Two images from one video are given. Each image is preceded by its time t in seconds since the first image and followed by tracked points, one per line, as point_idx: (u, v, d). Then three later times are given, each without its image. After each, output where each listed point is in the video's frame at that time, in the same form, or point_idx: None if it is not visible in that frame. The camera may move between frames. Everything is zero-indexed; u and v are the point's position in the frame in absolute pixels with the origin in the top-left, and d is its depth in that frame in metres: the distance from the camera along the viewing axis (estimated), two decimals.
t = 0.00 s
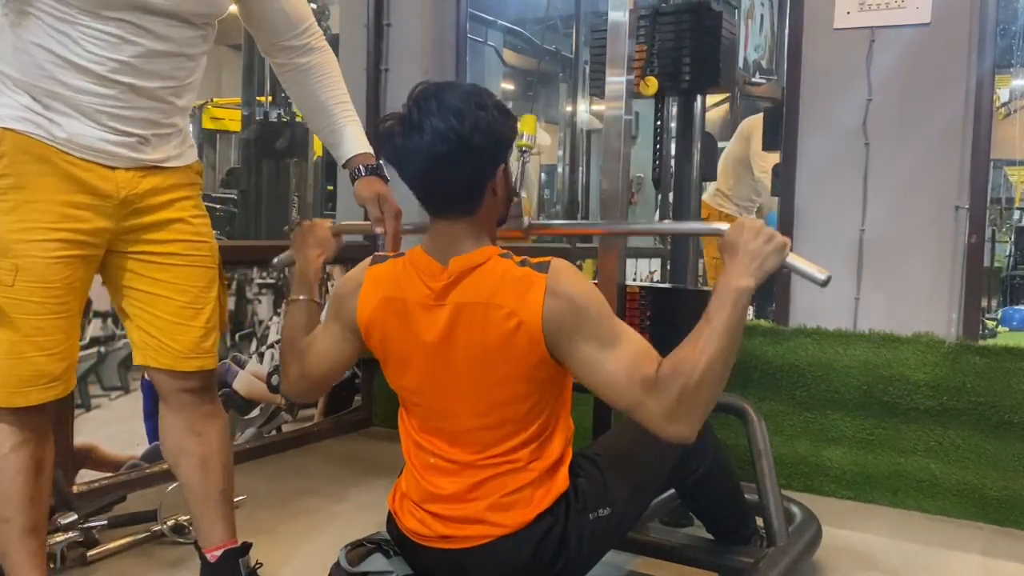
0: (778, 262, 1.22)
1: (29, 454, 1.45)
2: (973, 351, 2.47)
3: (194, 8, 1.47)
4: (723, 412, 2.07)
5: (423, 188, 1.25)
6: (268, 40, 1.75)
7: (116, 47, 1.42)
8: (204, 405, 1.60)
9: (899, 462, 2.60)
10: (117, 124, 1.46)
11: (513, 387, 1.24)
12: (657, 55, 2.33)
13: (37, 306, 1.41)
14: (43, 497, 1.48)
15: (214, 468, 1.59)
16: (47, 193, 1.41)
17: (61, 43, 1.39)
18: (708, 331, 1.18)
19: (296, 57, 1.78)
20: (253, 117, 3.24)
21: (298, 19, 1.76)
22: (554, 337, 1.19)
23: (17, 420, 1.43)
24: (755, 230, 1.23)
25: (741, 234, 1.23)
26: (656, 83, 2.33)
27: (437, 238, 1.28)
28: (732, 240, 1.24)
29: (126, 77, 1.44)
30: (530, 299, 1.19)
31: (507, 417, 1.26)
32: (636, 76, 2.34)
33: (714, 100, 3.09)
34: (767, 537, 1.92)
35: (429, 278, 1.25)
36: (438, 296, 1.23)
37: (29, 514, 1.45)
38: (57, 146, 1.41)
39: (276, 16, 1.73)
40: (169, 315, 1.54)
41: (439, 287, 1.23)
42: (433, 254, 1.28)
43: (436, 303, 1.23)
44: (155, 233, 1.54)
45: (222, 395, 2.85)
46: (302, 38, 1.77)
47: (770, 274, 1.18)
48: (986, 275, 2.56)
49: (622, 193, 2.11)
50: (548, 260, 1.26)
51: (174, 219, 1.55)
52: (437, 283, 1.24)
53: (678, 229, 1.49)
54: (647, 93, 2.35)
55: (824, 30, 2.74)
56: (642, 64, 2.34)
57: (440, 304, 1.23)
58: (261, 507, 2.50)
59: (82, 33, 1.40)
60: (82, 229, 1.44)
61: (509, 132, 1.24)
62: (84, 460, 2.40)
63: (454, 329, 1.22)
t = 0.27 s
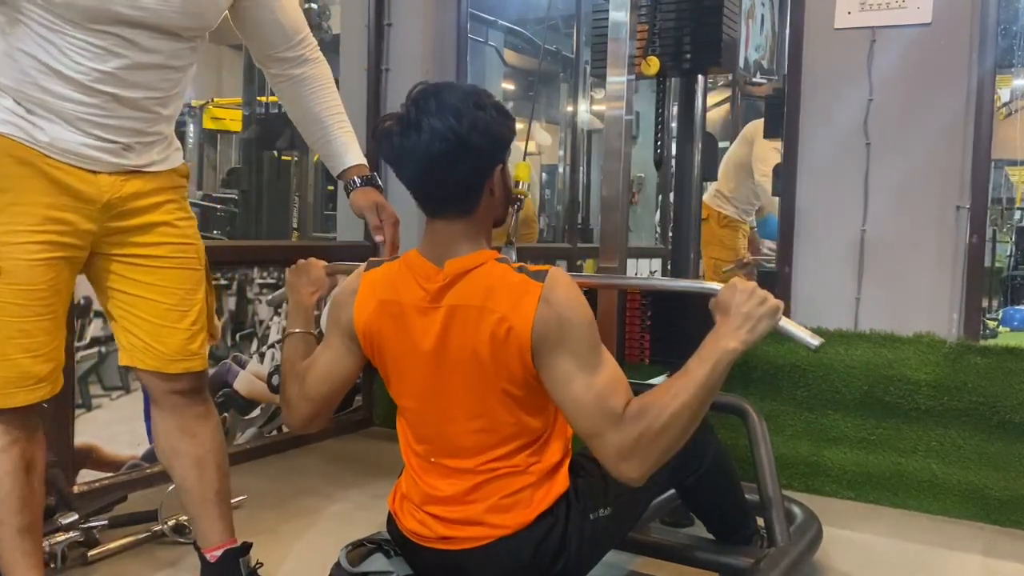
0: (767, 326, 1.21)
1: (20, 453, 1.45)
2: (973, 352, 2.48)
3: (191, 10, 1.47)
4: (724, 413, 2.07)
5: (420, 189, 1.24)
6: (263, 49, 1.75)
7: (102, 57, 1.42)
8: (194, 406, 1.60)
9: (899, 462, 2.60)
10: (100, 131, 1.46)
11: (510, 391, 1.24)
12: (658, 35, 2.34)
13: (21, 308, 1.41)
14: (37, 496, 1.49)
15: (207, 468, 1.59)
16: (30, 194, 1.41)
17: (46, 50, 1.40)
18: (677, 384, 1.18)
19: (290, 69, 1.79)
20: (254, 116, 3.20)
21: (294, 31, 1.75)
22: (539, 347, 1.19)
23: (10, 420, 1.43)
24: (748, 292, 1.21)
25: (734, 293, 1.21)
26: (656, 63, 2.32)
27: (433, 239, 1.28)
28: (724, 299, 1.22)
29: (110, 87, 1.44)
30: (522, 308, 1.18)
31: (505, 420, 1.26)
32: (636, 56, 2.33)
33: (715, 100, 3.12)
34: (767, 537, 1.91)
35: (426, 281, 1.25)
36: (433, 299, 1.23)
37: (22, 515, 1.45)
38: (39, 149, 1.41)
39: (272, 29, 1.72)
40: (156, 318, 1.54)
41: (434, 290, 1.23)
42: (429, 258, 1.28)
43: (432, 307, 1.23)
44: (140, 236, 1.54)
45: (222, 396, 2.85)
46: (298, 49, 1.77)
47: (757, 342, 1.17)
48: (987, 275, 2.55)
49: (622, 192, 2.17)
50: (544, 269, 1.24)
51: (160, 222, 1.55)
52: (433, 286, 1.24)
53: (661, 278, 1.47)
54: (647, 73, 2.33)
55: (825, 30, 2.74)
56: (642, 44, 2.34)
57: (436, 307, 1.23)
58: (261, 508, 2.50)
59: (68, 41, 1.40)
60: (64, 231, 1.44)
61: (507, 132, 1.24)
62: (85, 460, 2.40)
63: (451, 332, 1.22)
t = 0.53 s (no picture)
0: (768, 317, 1.20)
1: (18, 454, 1.46)
2: (974, 352, 2.48)
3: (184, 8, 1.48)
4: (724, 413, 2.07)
5: (416, 190, 1.24)
6: (256, 42, 1.75)
7: (96, 46, 1.42)
8: (193, 408, 1.60)
9: (899, 463, 2.60)
10: (95, 125, 1.45)
11: (508, 393, 1.23)
12: (658, 38, 2.36)
13: (16, 308, 1.41)
14: (35, 498, 1.49)
15: (207, 469, 1.59)
16: (25, 193, 1.40)
17: (39, 41, 1.40)
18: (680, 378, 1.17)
19: (282, 61, 1.79)
20: (255, 115, 3.23)
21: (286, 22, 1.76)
22: (536, 348, 1.18)
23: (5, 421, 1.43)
24: (746, 282, 1.21)
25: (732, 285, 1.21)
26: (657, 64, 2.35)
27: (429, 239, 1.28)
28: (723, 291, 1.22)
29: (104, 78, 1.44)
30: (519, 308, 1.18)
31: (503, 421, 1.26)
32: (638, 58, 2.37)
33: (716, 100, 3.13)
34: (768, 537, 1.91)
35: (423, 283, 1.25)
36: (430, 299, 1.24)
37: (21, 516, 1.46)
38: (34, 145, 1.40)
39: (265, 21, 1.72)
40: (153, 319, 1.54)
41: (432, 291, 1.23)
42: (426, 259, 1.28)
43: (430, 308, 1.24)
44: (136, 236, 1.54)
45: (222, 396, 2.85)
46: (290, 42, 1.78)
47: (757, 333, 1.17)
48: (987, 275, 2.55)
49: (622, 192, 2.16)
50: (541, 268, 1.25)
51: (156, 223, 1.55)
52: (431, 286, 1.24)
53: (652, 280, 1.42)
54: (648, 74, 2.37)
55: (825, 30, 2.74)
56: (643, 47, 2.38)
57: (433, 308, 1.23)
58: (262, 507, 2.50)
59: (62, 33, 1.40)
60: (59, 230, 1.44)
61: (504, 132, 1.24)
62: (85, 460, 2.40)
63: (448, 333, 1.22)
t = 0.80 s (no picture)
0: (778, 251, 1.23)
1: (26, 457, 1.46)
2: (974, 352, 2.48)
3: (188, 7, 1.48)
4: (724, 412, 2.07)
5: (417, 190, 1.25)
6: (257, 29, 1.75)
7: (100, 31, 1.42)
8: (201, 408, 1.60)
9: (900, 463, 2.60)
10: (104, 113, 1.46)
11: (508, 392, 1.23)
12: (658, 58, 2.36)
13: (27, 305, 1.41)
14: (42, 500, 1.49)
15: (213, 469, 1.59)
16: (35, 191, 1.40)
17: (43, 29, 1.40)
18: (705, 323, 1.18)
19: (285, 47, 1.79)
20: (254, 117, 3.25)
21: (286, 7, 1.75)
22: (547, 339, 1.19)
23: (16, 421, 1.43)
24: (752, 221, 1.23)
25: (739, 224, 1.23)
26: (658, 86, 2.34)
27: (430, 238, 1.28)
28: (730, 232, 1.24)
29: (111, 65, 1.44)
30: (521, 303, 1.18)
31: (505, 419, 1.26)
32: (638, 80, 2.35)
33: (715, 100, 3.13)
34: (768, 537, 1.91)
35: (424, 282, 1.25)
36: (431, 299, 1.24)
37: (27, 518, 1.46)
38: (47, 139, 1.41)
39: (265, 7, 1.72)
40: (164, 318, 1.54)
41: (433, 290, 1.23)
42: (427, 259, 1.28)
43: (431, 308, 1.24)
44: (147, 234, 1.54)
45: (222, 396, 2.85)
46: (292, 27, 1.77)
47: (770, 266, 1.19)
48: (988, 275, 2.55)
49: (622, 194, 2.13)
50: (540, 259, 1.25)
51: (166, 220, 1.55)
52: (433, 286, 1.24)
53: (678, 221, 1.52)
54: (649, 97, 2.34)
55: (825, 30, 2.74)
56: (643, 67, 2.36)
57: (435, 308, 1.23)
58: (261, 508, 2.50)
59: (66, 20, 1.40)
60: (70, 226, 1.44)
61: (506, 132, 1.24)
62: (85, 460, 2.40)
63: (450, 333, 1.22)
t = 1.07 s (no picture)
0: (787, 161, 1.26)
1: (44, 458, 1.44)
2: (974, 352, 2.48)
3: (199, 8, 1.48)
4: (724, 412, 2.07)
5: (418, 190, 1.25)
6: (276, 17, 1.71)
7: (128, 40, 1.41)
8: (209, 409, 1.59)
9: (900, 463, 2.60)
10: (128, 119, 1.44)
11: (506, 390, 1.24)
12: (658, 91, 2.08)
13: (50, 303, 1.40)
14: (54, 505, 1.47)
15: (219, 466, 1.61)
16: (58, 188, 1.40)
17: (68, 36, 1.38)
18: (731, 247, 1.21)
19: (303, 36, 1.74)
20: (254, 117, 3.27)
21: None
22: (569, 318, 1.21)
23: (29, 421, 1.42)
24: (761, 135, 1.26)
25: (748, 139, 1.26)
26: (656, 119, 2.07)
27: (431, 237, 1.28)
28: (739, 147, 1.26)
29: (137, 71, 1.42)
30: (523, 297, 1.19)
31: (505, 417, 1.26)
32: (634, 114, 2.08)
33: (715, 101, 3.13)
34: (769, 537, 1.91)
35: (426, 282, 1.26)
36: (431, 298, 1.24)
37: (39, 520, 1.43)
38: (76, 142, 1.41)
39: None
40: (182, 316, 1.54)
41: (435, 289, 1.24)
42: (427, 258, 1.29)
43: (432, 306, 1.24)
44: (168, 232, 1.52)
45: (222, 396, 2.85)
46: (310, 16, 1.73)
47: (781, 174, 1.22)
48: (989, 275, 2.55)
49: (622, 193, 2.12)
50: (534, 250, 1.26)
51: (186, 219, 1.54)
52: (434, 285, 1.25)
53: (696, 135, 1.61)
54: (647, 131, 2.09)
55: (825, 30, 2.74)
56: (643, 99, 2.10)
57: (436, 307, 1.24)
58: (261, 508, 2.50)
59: (92, 28, 1.38)
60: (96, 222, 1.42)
61: (507, 132, 1.24)
62: (85, 461, 2.40)
63: (449, 331, 1.22)
